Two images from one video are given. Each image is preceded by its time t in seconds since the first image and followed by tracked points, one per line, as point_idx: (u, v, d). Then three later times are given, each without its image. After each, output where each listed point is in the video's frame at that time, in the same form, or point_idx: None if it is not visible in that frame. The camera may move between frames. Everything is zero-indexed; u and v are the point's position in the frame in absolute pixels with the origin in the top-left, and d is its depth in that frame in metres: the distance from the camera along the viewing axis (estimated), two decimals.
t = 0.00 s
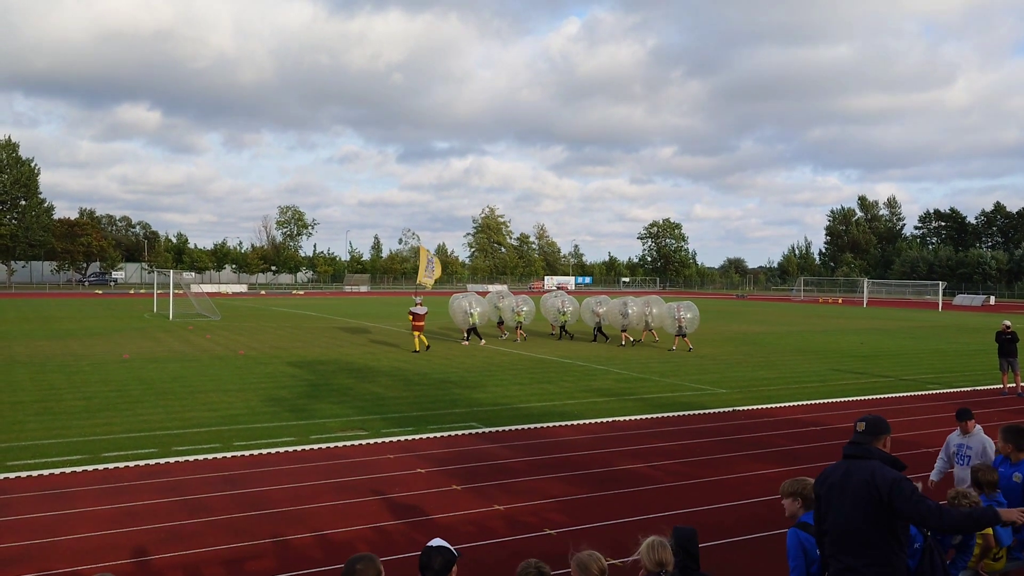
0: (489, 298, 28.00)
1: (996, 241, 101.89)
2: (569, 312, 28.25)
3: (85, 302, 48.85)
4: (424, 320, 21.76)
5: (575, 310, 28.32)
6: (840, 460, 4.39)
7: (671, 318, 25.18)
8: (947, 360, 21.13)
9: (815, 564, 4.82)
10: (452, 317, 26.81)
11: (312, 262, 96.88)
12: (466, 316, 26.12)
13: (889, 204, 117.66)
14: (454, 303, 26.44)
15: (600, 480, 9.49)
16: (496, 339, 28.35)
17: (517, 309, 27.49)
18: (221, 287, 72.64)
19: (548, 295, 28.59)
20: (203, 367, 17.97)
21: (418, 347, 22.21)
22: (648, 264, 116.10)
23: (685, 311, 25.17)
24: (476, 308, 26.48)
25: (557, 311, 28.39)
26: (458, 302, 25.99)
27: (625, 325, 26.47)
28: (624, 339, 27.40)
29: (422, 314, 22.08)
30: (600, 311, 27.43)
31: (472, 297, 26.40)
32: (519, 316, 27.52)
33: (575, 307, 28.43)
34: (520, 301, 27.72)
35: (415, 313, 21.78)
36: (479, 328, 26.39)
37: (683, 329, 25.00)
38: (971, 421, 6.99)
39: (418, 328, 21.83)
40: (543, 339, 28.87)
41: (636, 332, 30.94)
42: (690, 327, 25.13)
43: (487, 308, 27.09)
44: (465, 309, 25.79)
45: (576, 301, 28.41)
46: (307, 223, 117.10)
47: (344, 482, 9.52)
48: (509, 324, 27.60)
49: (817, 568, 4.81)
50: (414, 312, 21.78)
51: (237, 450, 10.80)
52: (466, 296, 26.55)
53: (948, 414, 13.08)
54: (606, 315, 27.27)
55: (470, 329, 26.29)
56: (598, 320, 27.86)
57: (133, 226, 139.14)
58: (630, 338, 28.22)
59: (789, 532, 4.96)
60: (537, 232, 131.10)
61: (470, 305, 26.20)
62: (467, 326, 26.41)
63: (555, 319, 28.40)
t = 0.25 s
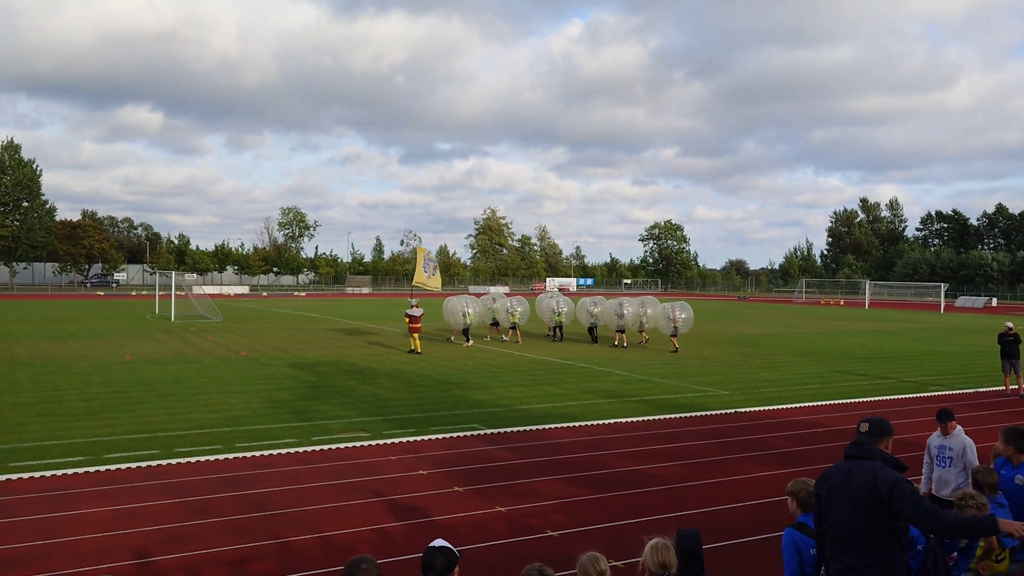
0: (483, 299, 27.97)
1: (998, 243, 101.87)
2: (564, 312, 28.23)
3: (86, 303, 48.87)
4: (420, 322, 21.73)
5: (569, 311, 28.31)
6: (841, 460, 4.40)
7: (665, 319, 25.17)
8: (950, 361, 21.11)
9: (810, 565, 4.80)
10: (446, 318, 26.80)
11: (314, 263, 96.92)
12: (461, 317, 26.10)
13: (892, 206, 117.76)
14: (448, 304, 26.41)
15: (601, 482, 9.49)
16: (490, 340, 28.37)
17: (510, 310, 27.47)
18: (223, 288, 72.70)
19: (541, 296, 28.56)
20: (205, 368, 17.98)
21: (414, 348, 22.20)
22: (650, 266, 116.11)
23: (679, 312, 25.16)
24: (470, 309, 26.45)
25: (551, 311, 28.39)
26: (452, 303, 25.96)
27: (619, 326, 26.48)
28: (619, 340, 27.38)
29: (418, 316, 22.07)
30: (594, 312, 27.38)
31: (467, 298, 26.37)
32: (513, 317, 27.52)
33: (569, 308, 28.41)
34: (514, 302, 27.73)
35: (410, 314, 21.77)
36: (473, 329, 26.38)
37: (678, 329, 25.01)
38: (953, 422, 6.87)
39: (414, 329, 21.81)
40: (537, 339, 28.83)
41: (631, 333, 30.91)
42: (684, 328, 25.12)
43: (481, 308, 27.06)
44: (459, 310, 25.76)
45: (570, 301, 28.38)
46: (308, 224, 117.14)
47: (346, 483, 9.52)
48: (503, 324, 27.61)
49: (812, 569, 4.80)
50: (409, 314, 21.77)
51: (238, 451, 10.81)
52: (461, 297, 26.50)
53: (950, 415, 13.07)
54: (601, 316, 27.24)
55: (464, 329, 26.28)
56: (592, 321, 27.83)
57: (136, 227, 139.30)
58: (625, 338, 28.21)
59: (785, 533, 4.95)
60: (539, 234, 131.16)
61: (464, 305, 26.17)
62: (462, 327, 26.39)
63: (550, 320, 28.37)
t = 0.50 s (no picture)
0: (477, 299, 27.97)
1: (1001, 243, 101.80)
2: (558, 313, 28.22)
3: (89, 304, 48.92)
4: (415, 322, 21.71)
5: (564, 312, 28.31)
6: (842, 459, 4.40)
7: (659, 321, 25.15)
8: (953, 362, 21.11)
9: (812, 566, 4.81)
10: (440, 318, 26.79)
11: (317, 263, 96.96)
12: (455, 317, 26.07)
13: (894, 207, 117.69)
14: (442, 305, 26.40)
15: (604, 482, 9.49)
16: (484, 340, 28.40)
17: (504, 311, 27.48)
18: (226, 289, 72.77)
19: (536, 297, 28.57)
20: (208, 369, 18.00)
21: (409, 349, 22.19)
22: (652, 266, 116.08)
23: (674, 313, 25.14)
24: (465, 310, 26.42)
25: (546, 312, 28.39)
26: (446, 304, 25.92)
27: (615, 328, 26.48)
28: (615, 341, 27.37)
29: (413, 316, 22.06)
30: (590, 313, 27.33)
31: (461, 299, 26.35)
32: (507, 318, 27.54)
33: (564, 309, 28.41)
34: (508, 302, 27.76)
35: (406, 315, 21.78)
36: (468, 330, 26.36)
37: (672, 331, 24.97)
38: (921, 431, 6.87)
39: (409, 330, 21.79)
40: (531, 340, 28.81)
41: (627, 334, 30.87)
42: (678, 329, 25.10)
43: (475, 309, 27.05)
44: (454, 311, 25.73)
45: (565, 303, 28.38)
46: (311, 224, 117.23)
47: (349, 483, 9.53)
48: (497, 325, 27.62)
49: (814, 570, 4.80)
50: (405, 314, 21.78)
51: (241, 451, 10.82)
52: (454, 297, 26.47)
53: (953, 416, 13.07)
54: (596, 318, 27.21)
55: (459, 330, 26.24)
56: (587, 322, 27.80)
57: (138, 228, 139.49)
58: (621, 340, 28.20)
59: (789, 535, 4.96)
60: (541, 235, 131.18)
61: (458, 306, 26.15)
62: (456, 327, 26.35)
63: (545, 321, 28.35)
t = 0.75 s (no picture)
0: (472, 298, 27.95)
1: (1003, 242, 101.58)
2: (553, 312, 28.20)
3: (92, 303, 49.02)
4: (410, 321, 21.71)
5: (559, 310, 28.30)
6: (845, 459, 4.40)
7: (653, 318, 25.12)
8: (956, 361, 21.06)
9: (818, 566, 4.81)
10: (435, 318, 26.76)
11: (319, 263, 96.93)
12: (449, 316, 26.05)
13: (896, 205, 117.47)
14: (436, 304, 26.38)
15: (606, 481, 9.50)
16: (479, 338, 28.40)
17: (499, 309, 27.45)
18: (228, 288, 72.77)
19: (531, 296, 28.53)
20: (210, 368, 18.01)
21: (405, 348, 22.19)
22: (654, 265, 115.98)
23: (667, 311, 25.11)
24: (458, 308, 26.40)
25: (540, 311, 28.36)
26: (440, 303, 25.89)
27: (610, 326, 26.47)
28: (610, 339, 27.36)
29: (408, 315, 22.04)
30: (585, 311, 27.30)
31: (456, 298, 26.32)
32: (501, 316, 27.54)
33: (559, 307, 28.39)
34: (502, 301, 27.74)
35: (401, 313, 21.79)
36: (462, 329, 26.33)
37: (666, 329, 24.95)
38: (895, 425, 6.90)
39: (404, 328, 21.78)
40: (525, 339, 28.77)
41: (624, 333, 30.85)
42: (673, 327, 25.07)
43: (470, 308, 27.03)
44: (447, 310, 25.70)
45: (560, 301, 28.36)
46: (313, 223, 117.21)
47: (352, 482, 9.54)
48: (491, 323, 27.60)
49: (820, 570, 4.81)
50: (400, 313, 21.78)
51: (243, 450, 10.83)
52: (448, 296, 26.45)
53: (956, 415, 13.04)
54: (591, 316, 27.18)
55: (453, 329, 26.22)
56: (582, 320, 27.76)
57: (141, 227, 139.59)
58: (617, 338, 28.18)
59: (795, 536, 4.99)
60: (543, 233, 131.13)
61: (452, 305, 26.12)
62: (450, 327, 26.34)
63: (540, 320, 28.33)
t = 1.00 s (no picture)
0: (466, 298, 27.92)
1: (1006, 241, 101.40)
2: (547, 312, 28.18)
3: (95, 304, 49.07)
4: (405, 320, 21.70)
5: (554, 311, 28.29)
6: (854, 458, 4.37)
7: (648, 317, 25.12)
8: (959, 361, 21.00)
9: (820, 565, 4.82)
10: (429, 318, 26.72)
11: (321, 263, 96.94)
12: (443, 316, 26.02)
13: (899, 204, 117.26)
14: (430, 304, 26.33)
15: (608, 481, 9.50)
16: (473, 339, 28.36)
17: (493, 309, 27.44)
18: (230, 288, 72.85)
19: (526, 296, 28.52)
20: (212, 368, 18.01)
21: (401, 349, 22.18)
22: (656, 265, 115.89)
23: (663, 311, 25.10)
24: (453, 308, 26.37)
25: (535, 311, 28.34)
26: (435, 303, 25.85)
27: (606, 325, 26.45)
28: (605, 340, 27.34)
29: (404, 314, 22.03)
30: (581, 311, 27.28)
31: (450, 298, 26.29)
32: (495, 317, 27.52)
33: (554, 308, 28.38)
34: (496, 301, 27.75)
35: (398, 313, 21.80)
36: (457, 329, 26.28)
37: (661, 328, 24.93)
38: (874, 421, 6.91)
39: (400, 328, 21.78)
40: (523, 338, 28.73)
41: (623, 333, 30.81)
42: (669, 327, 25.05)
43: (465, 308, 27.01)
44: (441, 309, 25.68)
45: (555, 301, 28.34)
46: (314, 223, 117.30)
47: (354, 482, 9.54)
48: (485, 323, 27.56)
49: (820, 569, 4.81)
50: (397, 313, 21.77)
51: (246, 450, 10.84)
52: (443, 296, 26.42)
53: (958, 415, 13.00)
54: (587, 316, 27.16)
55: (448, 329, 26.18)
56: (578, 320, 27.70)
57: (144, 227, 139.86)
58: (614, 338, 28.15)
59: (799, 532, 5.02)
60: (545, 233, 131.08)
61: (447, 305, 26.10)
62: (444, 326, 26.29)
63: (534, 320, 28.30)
